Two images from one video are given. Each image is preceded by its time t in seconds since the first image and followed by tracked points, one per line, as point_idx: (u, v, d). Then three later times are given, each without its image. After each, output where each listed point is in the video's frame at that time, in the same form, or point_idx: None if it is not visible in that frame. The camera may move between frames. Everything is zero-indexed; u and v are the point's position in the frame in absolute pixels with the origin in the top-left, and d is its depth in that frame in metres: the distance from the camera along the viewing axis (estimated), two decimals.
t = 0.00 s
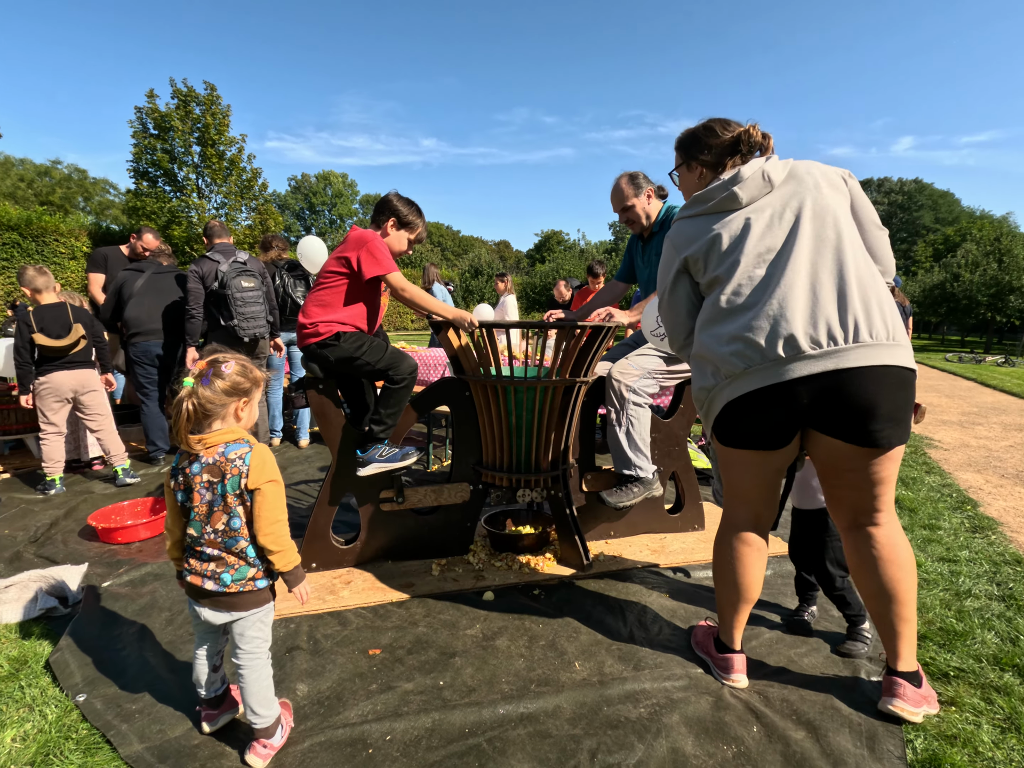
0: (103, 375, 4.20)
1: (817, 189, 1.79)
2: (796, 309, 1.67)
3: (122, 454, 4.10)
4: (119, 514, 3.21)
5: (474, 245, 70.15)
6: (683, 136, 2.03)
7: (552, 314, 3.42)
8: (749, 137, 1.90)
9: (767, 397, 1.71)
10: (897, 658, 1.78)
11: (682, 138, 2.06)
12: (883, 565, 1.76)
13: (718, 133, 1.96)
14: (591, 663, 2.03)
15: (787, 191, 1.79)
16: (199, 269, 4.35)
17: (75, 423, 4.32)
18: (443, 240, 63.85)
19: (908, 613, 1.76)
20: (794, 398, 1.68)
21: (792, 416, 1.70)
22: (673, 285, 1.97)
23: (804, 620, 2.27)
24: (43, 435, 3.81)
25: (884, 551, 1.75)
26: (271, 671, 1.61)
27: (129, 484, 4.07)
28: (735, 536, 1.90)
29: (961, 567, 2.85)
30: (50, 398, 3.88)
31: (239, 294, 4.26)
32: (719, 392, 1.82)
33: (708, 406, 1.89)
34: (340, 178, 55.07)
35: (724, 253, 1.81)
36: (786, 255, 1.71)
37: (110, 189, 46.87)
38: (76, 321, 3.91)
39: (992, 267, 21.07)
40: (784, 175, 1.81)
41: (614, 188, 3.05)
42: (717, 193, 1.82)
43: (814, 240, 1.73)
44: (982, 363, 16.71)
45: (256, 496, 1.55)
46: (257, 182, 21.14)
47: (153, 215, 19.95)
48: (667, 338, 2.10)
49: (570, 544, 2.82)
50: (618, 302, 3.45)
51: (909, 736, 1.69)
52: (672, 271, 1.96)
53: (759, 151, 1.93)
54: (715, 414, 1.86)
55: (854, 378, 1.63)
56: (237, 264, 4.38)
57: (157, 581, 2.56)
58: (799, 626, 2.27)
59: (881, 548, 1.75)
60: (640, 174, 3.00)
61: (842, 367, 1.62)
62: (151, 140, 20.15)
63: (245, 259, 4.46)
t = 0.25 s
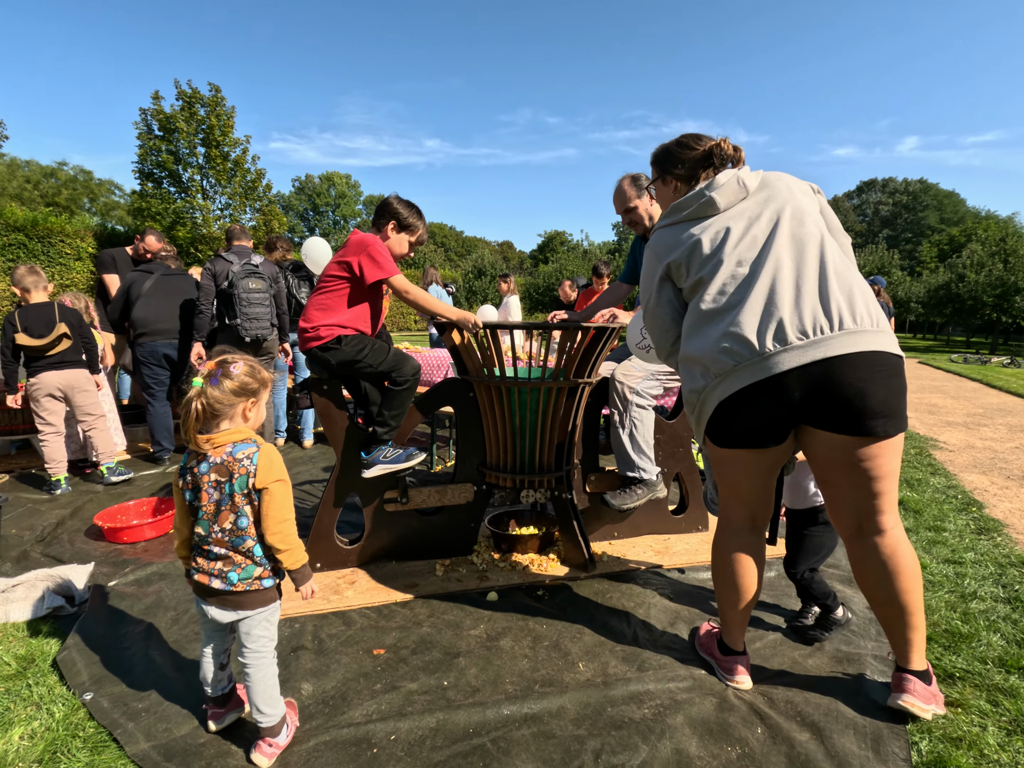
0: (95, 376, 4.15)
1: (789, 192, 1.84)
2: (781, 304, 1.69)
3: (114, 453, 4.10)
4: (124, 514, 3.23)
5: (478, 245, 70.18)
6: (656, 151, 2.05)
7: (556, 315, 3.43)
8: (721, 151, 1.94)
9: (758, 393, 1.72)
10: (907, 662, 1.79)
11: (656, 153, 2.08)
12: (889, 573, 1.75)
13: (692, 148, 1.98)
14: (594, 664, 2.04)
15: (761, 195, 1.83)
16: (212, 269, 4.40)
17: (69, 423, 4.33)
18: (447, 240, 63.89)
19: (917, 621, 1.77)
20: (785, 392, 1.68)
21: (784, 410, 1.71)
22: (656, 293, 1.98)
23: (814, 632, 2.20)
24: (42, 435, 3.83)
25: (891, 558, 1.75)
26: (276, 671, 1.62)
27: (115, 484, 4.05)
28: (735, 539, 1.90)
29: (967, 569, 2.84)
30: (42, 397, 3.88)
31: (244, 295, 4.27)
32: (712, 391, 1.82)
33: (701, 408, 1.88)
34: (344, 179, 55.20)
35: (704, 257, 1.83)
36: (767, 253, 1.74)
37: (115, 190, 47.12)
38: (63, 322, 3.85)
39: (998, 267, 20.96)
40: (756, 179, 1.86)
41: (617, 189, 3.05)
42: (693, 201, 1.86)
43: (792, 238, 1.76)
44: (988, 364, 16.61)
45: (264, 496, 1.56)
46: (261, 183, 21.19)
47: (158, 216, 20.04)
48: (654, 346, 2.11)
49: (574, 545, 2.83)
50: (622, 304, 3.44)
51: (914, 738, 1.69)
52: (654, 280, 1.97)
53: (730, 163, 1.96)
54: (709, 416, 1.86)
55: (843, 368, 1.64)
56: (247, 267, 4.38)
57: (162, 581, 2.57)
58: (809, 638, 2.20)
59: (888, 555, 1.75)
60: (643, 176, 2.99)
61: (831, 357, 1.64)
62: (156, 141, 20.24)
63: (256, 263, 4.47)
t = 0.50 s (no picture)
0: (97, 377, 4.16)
1: (777, 196, 1.87)
2: (777, 301, 1.69)
3: (111, 455, 4.10)
4: (130, 513, 3.24)
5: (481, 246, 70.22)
6: (643, 161, 2.07)
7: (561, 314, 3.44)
8: (706, 160, 1.93)
9: (757, 390, 1.70)
10: (911, 654, 1.81)
11: (643, 163, 2.09)
12: (889, 570, 1.76)
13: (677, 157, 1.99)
14: (598, 664, 2.04)
15: (750, 199, 1.86)
16: (222, 269, 4.44)
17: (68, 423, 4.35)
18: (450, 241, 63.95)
19: (918, 616, 1.78)
20: (785, 388, 1.67)
21: (785, 407, 1.70)
22: (650, 296, 1.97)
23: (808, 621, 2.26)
24: (46, 435, 3.87)
25: (890, 556, 1.76)
26: (282, 668, 1.62)
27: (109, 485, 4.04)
28: (735, 539, 1.89)
29: (972, 571, 2.83)
30: (42, 396, 3.91)
31: (250, 293, 4.31)
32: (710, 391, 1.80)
33: (699, 409, 1.86)
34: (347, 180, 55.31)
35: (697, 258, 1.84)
36: (760, 252, 1.75)
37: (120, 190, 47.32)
38: (64, 323, 3.85)
39: (1004, 267, 20.86)
40: (744, 184, 1.89)
41: (621, 190, 3.05)
42: (683, 205, 1.88)
43: (783, 239, 1.77)
44: (994, 365, 16.53)
45: (270, 495, 1.57)
46: (265, 184, 21.25)
47: (163, 217, 20.12)
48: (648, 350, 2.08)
49: (578, 545, 2.83)
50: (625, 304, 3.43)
51: (920, 739, 1.68)
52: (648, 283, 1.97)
53: (716, 171, 1.96)
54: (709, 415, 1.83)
55: (841, 363, 1.65)
56: (253, 265, 4.41)
57: (168, 579, 2.58)
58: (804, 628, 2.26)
59: (887, 552, 1.76)
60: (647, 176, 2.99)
61: (829, 352, 1.64)
62: (161, 142, 20.33)
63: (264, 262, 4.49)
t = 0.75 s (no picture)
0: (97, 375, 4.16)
1: (769, 195, 1.88)
2: (773, 296, 1.70)
3: (112, 453, 4.10)
4: (131, 510, 3.24)
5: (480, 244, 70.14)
6: (637, 163, 2.09)
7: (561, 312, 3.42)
8: (699, 160, 1.96)
9: (753, 386, 1.70)
10: (907, 643, 1.84)
11: (636, 165, 2.11)
12: (885, 559, 1.79)
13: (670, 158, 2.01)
14: (600, 660, 2.04)
15: (743, 198, 1.87)
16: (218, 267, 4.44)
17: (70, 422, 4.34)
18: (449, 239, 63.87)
19: (912, 603, 1.81)
20: (782, 383, 1.67)
21: (781, 401, 1.70)
22: (646, 294, 1.97)
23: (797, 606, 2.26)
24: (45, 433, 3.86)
25: (885, 547, 1.78)
26: (285, 664, 1.63)
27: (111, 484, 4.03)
28: (734, 536, 1.90)
29: (971, 568, 2.84)
30: (41, 395, 3.91)
31: (242, 293, 4.28)
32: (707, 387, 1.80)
33: (697, 405, 1.86)
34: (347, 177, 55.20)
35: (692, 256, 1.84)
36: (754, 249, 1.76)
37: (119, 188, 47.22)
38: (63, 322, 3.84)
39: (1004, 266, 20.86)
40: (737, 184, 1.90)
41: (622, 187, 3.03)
42: (677, 204, 1.89)
43: (777, 236, 1.78)
44: (993, 363, 16.54)
45: (270, 493, 1.57)
46: (265, 181, 21.21)
47: (162, 214, 20.09)
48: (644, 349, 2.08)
49: (579, 543, 2.83)
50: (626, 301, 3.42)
51: (921, 735, 1.69)
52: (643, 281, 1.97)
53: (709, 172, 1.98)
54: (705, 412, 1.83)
55: (836, 357, 1.65)
56: (248, 263, 4.38)
57: (169, 576, 2.58)
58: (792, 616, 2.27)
59: (882, 542, 1.78)
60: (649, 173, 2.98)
61: (824, 346, 1.65)
62: (160, 139, 20.28)
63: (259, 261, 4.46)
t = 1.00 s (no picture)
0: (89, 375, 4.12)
1: (762, 194, 1.88)
2: (767, 295, 1.70)
3: (106, 451, 4.07)
4: (126, 509, 3.22)
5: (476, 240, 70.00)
6: (630, 163, 2.09)
7: (560, 310, 3.35)
8: (692, 160, 1.96)
9: (748, 384, 1.71)
10: (901, 638, 1.86)
11: (631, 164, 2.11)
12: (879, 554, 1.80)
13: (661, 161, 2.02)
14: (598, 658, 2.05)
15: (737, 197, 1.87)
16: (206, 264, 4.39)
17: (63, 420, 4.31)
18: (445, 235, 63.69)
19: (906, 598, 1.82)
20: (776, 381, 1.68)
21: (776, 399, 1.70)
22: (641, 295, 1.96)
23: (801, 605, 2.28)
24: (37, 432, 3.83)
25: (880, 542, 1.79)
26: (284, 664, 1.62)
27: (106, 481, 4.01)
28: (731, 532, 1.90)
29: (966, 564, 2.86)
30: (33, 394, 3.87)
31: (232, 289, 4.22)
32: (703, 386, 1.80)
33: (692, 404, 1.86)
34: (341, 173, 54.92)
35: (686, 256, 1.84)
36: (748, 249, 1.76)
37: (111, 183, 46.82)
38: (56, 320, 3.81)
39: (996, 263, 20.96)
40: (730, 183, 1.90)
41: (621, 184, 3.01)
42: (671, 204, 1.88)
43: (771, 235, 1.78)
44: (986, 360, 16.64)
45: (266, 493, 1.56)
46: (259, 177, 21.06)
47: (155, 210, 19.94)
48: (639, 348, 2.08)
49: (576, 541, 2.84)
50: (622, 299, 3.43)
51: (917, 731, 1.70)
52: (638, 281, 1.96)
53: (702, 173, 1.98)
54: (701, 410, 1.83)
55: (829, 355, 1.66)
56: (237, 259, 4.31)
57: (165, 575, 2.57)
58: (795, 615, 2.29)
59: (876, 537, 1.79)
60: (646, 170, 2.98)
61: (818, 344, 1.65)
62: (152, 134, 20.11)
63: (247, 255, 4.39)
